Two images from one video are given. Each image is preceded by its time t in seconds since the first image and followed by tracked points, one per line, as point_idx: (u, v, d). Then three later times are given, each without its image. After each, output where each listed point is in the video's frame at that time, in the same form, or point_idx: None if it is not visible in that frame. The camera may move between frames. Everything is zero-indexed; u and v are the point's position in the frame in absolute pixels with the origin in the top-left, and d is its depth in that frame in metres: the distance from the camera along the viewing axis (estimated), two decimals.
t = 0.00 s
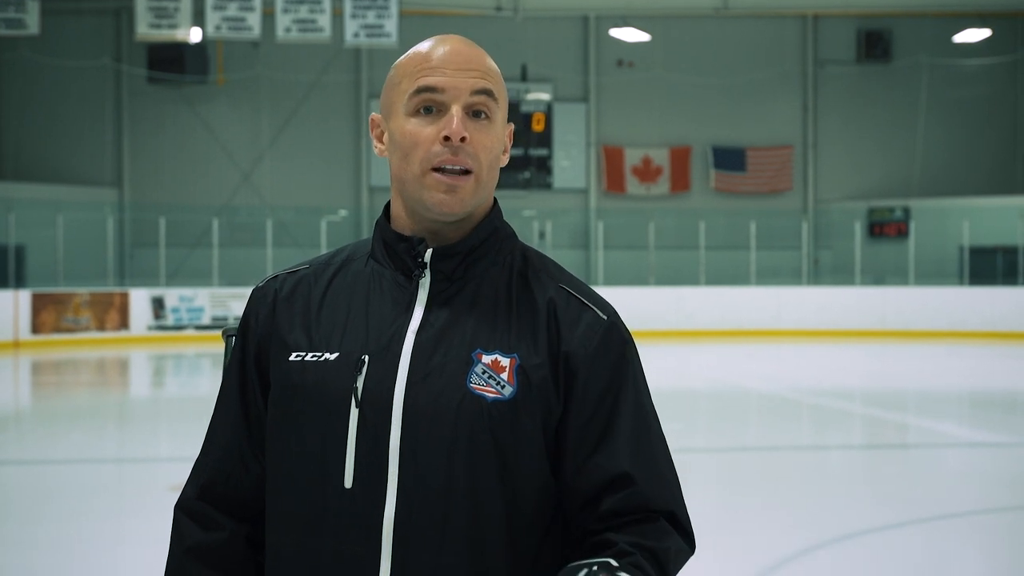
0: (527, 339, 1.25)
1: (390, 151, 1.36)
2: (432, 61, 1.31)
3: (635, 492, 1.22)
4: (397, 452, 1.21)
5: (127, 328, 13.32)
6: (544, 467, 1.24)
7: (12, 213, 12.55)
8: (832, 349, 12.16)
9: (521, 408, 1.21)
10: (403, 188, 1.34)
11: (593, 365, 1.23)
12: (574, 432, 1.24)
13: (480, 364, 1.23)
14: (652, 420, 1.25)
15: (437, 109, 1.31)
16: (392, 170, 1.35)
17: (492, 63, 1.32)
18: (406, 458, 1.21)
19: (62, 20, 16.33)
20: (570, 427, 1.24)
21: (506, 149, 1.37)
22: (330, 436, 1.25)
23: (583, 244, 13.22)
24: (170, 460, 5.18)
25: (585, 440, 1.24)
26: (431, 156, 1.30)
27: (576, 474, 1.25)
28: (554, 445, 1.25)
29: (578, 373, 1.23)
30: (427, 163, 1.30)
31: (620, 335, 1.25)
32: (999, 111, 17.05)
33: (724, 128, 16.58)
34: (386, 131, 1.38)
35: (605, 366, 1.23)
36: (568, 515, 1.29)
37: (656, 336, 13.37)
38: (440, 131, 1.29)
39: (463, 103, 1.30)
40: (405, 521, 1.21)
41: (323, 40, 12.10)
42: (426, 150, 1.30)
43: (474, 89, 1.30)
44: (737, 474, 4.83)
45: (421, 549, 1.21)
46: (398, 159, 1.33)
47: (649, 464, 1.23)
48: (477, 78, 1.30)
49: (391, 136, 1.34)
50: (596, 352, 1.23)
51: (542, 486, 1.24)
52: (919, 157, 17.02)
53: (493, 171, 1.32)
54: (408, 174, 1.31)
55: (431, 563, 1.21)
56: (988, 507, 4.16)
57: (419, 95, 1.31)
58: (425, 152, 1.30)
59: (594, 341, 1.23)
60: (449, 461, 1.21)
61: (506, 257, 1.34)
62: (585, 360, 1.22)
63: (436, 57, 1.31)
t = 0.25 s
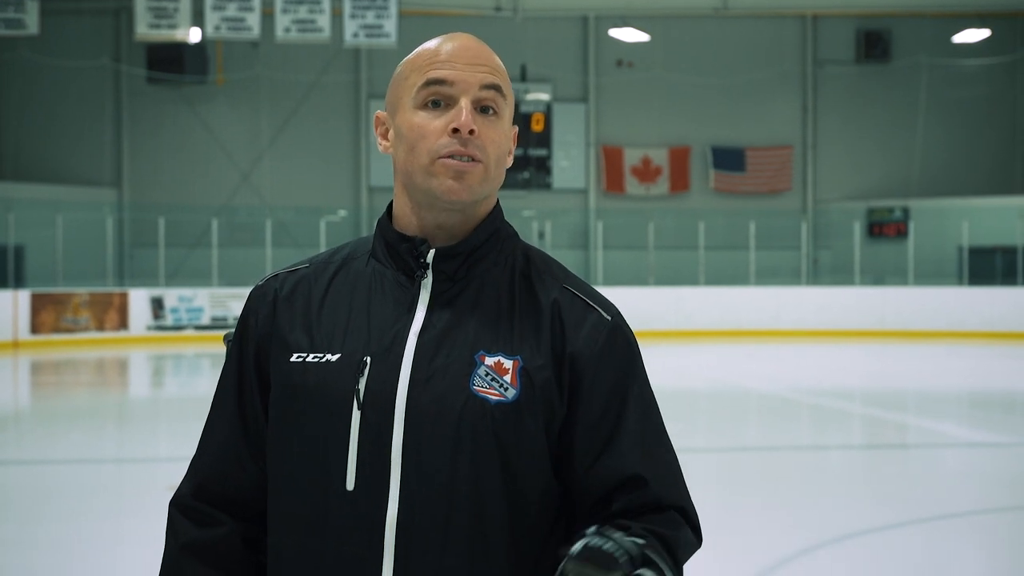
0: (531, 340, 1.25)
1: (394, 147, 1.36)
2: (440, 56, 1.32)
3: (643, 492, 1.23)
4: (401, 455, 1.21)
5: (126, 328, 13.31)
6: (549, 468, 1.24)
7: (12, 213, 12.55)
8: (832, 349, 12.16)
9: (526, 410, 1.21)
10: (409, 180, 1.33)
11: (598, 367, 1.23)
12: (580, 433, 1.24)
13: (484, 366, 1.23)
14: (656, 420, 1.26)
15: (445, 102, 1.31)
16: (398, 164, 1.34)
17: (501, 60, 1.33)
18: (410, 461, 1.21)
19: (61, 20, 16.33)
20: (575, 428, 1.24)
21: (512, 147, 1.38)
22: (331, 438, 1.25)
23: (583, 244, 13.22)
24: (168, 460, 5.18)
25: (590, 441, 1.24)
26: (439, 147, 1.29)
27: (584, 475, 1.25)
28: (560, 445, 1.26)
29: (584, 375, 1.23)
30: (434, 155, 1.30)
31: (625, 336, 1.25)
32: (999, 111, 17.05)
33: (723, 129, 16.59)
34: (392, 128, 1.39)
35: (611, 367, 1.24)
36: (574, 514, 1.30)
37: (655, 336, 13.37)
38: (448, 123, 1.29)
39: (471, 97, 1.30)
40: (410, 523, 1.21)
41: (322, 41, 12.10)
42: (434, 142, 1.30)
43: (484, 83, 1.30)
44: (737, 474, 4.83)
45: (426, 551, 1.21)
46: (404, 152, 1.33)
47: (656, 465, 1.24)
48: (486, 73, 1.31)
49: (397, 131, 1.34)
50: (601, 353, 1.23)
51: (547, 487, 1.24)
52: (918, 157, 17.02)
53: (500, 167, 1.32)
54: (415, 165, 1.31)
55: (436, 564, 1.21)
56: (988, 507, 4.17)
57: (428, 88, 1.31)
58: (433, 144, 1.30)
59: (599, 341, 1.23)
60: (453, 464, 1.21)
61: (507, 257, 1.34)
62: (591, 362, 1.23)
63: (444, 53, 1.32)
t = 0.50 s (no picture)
0: (528, 341, 1.25)
1: (391, 152, 1.36)
2: (437, 64, 1.30)
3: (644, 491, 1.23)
4: (400, 454, 1.21)
5: (122, 328, 13.33)
6: (547, 467, 1.24)
7: (8, 213, 12.54)
8: (829, 349, 12.17)
9: (525, 410, 1.21)
10: (405, 191, 1.34)
11: (596, 363, 1.23)
12: (578, 432, 1.24)
13: (482, 366, 1.23)
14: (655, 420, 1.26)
15: (441, 113, 1.31)
16: (394, 172, 1.35)
17: (497, 67, 1.32)
18: (409, 462, 1.21)
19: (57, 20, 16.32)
20: (574, 427, 1.24)
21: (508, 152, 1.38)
22: (330, 437, 1.25)
23: (580, 245, 13.22)
24: (164, 460, 5.18)
25: (588, 439, 1.24)
26: (435, 161, 1.30)
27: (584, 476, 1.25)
28: (558, 445, 1.25)
29: (582, 372, 1.23)
30: (431, 169, 1.30)
31: (622, 334, 1.26)
32: (995, 111, 17.08)
33: (720, 129, 16.61)
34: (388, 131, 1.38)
35: (608, 366, 1.24)
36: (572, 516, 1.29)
37: (652, 337, 13.39)
38: (444, 137, 1.29)
39: (468, 109, 1.30)
40: (410, 525, 1.21)
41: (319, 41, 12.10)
42: (430, 156, 1.30)
43: (481, 94, 1.30)
44: (734, 474, 4.84)
45: (425, 550, 1.21)
46: (400, 161, 1.33)
47: (656, 464, 1.24)
48: (483, 84, 1.30)
49: (393, 139, 1.34)
50: (599, 351, 1.23)
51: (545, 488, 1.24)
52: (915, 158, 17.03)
53: (496, 176, 1.32)
54: (411, 178, 1.31)
55: (435, 563, 1.21)
56: (986, 507, 4.18)
57: (425, 98, 1.30)
58: (429, 157, 1.30)
59: (596, 339, 1.24)
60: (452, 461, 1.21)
61: (504, 259, 1.34)
62: (590, 358, 1.23)
63: (440, 60, 1.30)
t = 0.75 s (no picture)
0: (527, 342, 1.25)
1: (389, 152, 1.36)
2: (436, 65, 1.30)
3: (643, 495, 1.24)
4: (398, 456, 1.21)
5: (118, 329, 13.24)
6: (546, 468, 1.24)
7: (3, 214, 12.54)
8: (824, 349, 12.19)
9: (524, 412, 1.21)
10: (402, 191, 1.33)
11: (596, 366, 1.23)
12: (578, 434, 1.24)
13: (481, 368, 1.23)
14: (653, 422, 1.27)
15: (440, 114, 1.31)
16: (391, 173, 1.34)
17: (496, 68, 1.32)
18: (408, 464, 1.21)
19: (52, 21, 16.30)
20: (573, 430, 1.24)
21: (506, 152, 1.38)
22: (327, 440, 1.24)
23: (575, 245, 13.25)
24: (161, 460, 5.19)
25: (588, 443, 1.24)
26: (434, 161, 1.30)
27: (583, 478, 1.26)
28: (557, 447, 1.26)
29: (583, 375, 1.23)
30: (429, 170, 1.30)
31: (621, 338, 1.26)
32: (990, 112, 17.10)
33: (715, 130, 16.63)
34: (386, 131, 1.38)
35: (609, 368, 1.24)
36: (568, 518, 1.29)
37: (647, 337, 13.40)
38: (442, 138, 1.29)
39: (467, 110, 1.30)
40: (408, 527, 1.21)
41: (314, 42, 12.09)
42: (429, 156, 1.30)
43: (480, 96, 1.30)
44: (731, 475, 4.85)
45: (425, 551, 1.20)
46: (398, 162, 1.33)
47: (655, 466, 1.25)
48: (483, 85, 1.30)
49: (392, 140, 1.34)
50: (599, 354, 1.24)
51: (545, 489, 1.24)
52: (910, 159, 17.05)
53: (494, 179, 1.32)
54: (410, 178, 1.31)
55: (433, 565, 1.20)
56: (982, 507, 4.19)
57: (423, 99, 1.30)
58: (427, 157, 1.30)
59: (597, 341, 1.24)
60: (451, 464, 1.20)
61: (503, 260, 1.34)
62: (590, 361, 1.23)
63: (439, 60, 1.30)
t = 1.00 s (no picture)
0: (521, 342, 1.25)
1: (381, 151, 1.36)
2: (426, 62, 1.31)
3: (640, 495, 1.24)
4: (394, 457, 1.22)
5: (113, 329, 13.20)
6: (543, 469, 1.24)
7: None
8: (819, 349, 12.21)
9: (519, 412, 1.22)
10: (394, 190, 1.34)
11: (592, 365, 1.24)
12: (574, 435, 1.24)
13: (476, 368, 1.24)
14: (649, 422, 1.28)
15: (431, 112, 1.31)
16: (383, 171, 1.35)
17: (486, 64, 1.33)
18: (403, 464, 1.21)
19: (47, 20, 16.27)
20: (570, 430, 1.25)
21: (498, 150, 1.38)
22: (322, 441, 1.25)
23: (570, 245, 13.29)
24: (155, 461, 5.18)
25: (585, 443, 1.24)
26: (424, 159, 1.30)
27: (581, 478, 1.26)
28: (553, 448, 1.26)
29: (578, 374, 1.23)
30: (420, 168, 1.30)
31: (616, 338, 1.26)
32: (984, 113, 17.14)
33: (710, 130, 16.65)
34: (376, 129, 1.38)
35: (604, 368, 1.25)
36: (566, 517, 1.30)
37: (643, 337, 13.41)
38: (433, 135, 1.30)
39: (457, 107, 1.30)
40: (404, 528, 1.21)
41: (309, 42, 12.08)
42: (420, 154, 1.30)
43: (470, 92, 1.30)
44: (726, 474, 4.87)
45: (422, 551, 1.21)
46: (390, 160, 1.33)
47: (652, 465, 1.26)
48: (473, 82, 1.31)
49: (382, 137, 1.34)
50: (595, 354, 1.24)
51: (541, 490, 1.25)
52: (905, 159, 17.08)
53: (486, 176, 1.33)
54: (401, 177, 1.32)
55: (429, 566, 1.21)
56: (977, 507, 4.22)
57: (413, 97, 1.31)
58: (418, 155, 1.30)
59: (592, 341, 1.24)
60: (447, 465, 1.21)
61: (496, 259, 1.34)
62: (586, 360, 1.23)
63: (429, 58, 1.31)
